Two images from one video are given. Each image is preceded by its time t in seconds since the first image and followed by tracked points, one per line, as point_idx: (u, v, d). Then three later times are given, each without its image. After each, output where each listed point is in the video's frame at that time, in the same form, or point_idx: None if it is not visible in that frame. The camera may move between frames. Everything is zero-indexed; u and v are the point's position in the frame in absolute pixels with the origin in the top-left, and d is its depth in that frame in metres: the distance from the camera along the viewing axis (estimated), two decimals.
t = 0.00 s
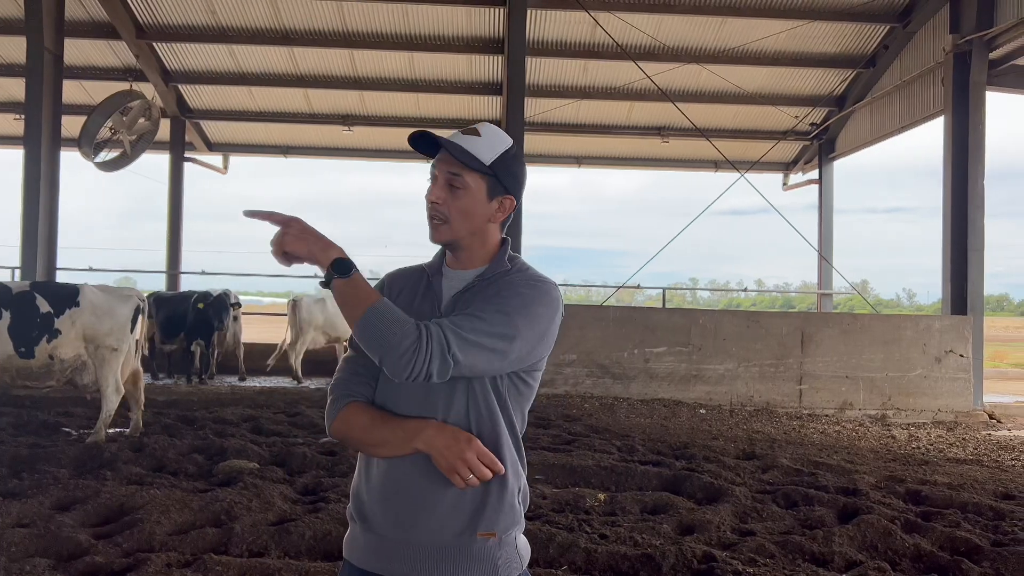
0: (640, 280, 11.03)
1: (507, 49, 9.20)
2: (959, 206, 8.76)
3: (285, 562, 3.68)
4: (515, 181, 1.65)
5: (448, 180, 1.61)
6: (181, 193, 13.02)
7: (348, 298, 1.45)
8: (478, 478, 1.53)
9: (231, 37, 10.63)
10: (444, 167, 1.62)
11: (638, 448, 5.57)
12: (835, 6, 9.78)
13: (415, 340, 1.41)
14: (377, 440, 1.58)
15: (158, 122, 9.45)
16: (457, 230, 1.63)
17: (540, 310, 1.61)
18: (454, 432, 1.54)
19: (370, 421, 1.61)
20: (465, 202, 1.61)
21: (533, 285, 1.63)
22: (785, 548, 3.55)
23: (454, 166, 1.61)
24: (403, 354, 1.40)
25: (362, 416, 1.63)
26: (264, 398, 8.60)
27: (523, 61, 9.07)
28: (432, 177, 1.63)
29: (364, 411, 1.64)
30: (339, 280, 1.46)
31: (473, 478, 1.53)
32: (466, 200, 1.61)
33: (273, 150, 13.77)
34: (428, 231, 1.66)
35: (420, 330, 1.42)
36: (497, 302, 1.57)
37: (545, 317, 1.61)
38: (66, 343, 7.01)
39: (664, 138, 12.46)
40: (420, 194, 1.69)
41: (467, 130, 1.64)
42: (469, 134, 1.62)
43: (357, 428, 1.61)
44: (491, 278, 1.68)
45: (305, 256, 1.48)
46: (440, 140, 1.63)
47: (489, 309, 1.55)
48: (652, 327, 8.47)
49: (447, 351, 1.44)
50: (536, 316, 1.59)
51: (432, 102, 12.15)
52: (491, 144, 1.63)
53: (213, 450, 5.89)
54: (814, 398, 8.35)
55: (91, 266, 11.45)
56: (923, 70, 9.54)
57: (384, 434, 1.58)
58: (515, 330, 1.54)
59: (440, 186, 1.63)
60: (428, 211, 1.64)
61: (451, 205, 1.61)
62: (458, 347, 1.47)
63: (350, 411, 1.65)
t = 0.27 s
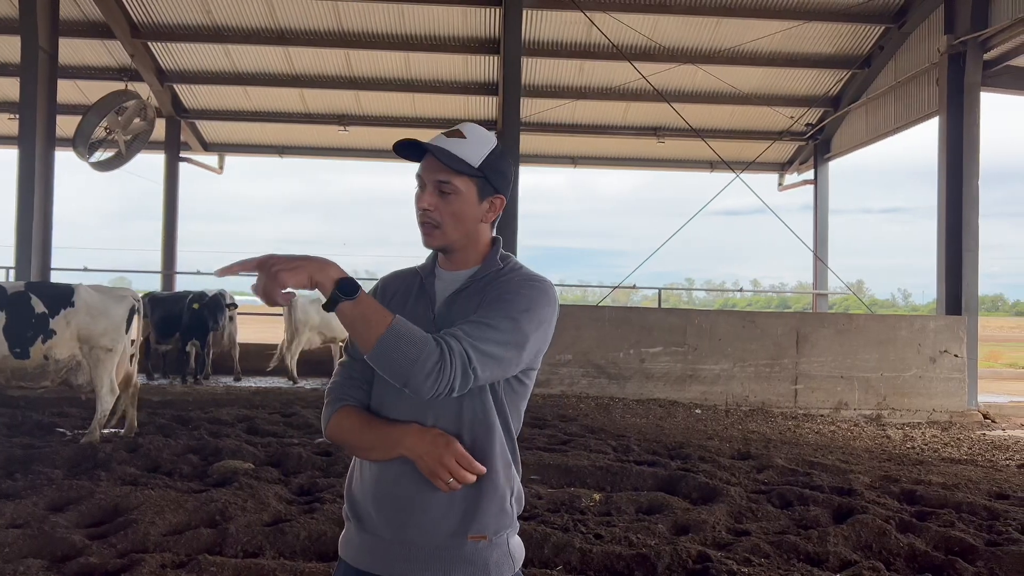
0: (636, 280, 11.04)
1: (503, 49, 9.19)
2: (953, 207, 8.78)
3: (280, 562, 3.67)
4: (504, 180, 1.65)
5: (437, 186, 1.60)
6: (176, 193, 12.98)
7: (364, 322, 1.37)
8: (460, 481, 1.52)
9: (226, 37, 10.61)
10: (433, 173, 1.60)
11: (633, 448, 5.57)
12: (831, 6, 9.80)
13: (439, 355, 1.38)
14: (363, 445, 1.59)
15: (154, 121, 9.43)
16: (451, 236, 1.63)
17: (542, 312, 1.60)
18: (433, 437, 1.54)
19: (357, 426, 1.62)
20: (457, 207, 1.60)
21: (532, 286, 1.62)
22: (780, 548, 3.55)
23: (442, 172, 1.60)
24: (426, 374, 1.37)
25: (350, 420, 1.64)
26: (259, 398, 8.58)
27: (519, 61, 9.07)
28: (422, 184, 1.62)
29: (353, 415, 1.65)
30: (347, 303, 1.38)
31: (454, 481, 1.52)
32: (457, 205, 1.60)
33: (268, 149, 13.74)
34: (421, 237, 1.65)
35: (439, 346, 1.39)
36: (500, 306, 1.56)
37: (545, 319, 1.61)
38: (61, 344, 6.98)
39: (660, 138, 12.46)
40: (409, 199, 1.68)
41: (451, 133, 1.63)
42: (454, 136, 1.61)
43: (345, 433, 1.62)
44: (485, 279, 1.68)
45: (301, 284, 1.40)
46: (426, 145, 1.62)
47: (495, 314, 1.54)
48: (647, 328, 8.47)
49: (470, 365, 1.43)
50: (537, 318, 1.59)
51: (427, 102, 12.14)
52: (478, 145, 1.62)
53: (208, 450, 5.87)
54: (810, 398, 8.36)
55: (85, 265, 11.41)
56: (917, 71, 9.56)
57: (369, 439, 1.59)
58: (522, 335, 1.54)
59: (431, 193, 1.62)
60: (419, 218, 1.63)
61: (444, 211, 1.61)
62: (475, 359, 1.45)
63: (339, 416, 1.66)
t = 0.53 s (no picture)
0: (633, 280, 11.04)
1: (500, 49, 9.19)
2: (950, 207, 8.79)
3: (277, 563, 3.67)
4: (495, 177, 1.64)
5: (429, 187, 1.60)
6: (172, 193, 12.96)
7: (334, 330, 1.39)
8: (462, 485, 1.51)
9: (223, 36, 10.59)
10: (424, 174, 1.60)
11: (631, 448, 5.57)
12: (828, 7, 9.81)
13: (419, 353, 1.38)
14: (361, 449, 1.59)
15: (150, 121, 9.41)
16: (444, 236, 1.62)
17: (534, 310, 1.60)
18: (433, 440, 1.53)
19: (355, 430, 1.61)
20: (449, 207, 1.60)
21: (524, 286, 1.62)
22: (777, 548, 3.55)
23: (433, 172, 1.59)
24: (407, 371, 1.37)
25: (347, 425, 1.63)
26: (256, 398, 8.57)
27: (517, 61, 9.07)
28: (414, 184, 1.62)
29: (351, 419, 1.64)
30: (319, 313, 1.41)
31: (457, 485, 1.51)
32: (450, 205, 1.60)
33: (266, 149, 13.72)
34: (415, 238, 1.65)
35: (420, 344, 1.39)
36: (490, 306, 1.56)
37: (537, 317, 1.61)
38: (58, 344, 6.97)
39: (657, 138, 12.47)
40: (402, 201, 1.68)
41: (441, 132, 1.62)
42: (443, 136, 1.61)
43: (343, 437, 1.62)
44: (478, 278, 1.67)
45: (273, 300, 1.45)
46: (418, 146, 1.62)
47: (484, 314, 1.54)
48: (645, 328, 8.47)
49: (450, 363, 1.42)
50: (528, 316, 1.59)
51: (425, 102, 12.14)
52: (467, 143, 1.61)
53: (205, 451, 5.86)
54: (807, 398, 8.37)
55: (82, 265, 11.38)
56: (914, 72, 9.58)
57: (368, 443, 1.58)
58: (513, 334, 1.54)
59: (423, 194, 1.61)
60: (413, 220, 1.63)
61: (436, 211, 1.60)
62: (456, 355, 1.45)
63: (337, 420, 1.65)
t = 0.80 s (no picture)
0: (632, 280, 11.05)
1: (499, 49, 9.19)
2: (948, 207, 8.80)
3: (276, 563, 3.67)
4: (479, 172, 1.65)
5: (415, 189, 1.60)
6: (171, 193, 12.96)
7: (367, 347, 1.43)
8: (466, 487, 1.52)
9: (222, 36, 10.59)
10: (408, 176, 1.61)
11: (629, 448, 5.58)
12: (826, 7, 9.82)
13: (450, 375, 1.41)
14: (364, 455, 1.60)
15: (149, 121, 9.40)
16: (438, 237, 1.62)
17: (539, 309, 1.61)
18: (436, 444, 1.54)
19: (357, 436, 1.62)
20: (438, 206, 1.61)
21: (527, 284, 1.62)
22: (776, 548, 3.56)
23: (418, 174, 1.60)
24: (437, 393, 1.40)
25: (348, 431, 1.64)
26: (255, 398, 8.57)
27: (515, 62, 9.07)
28: (400, 188, 1.62)
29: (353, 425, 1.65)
30: (352, 333, 1.45)
31: (461, 487, 1.52)
32: (438, 204, 1.60)
33: (264, 149, 13.72)
34: (409, 243, 1.65)
35: (446, 364, 1.42)
36: (497, 310, 1.57)
37: (541, 317, 1.61)
38: (57, 344, 6.97)
39: (656, 138, 12.47)
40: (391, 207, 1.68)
41: (420, 134, 1.64)
42: (423, 137, 1.62)
43: (346, 444, 1.63)
44: (477, 279, 1.68)
45: (305, 318, 1.51)
46: (399, 150, 1.63)
47: (493, 319, 1.54)
48: (644, 328, 8.48)
49: (480, 379, 1.45)
50: (535, 317, 1.59)
51: (423, 103, 12.13)
52: (447, 141, 1.62)
53: (204, 451, 5.86)
54: (805, 398, 8.38)
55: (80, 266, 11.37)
56: (912, 72, 9.59)
57: (371, 449, 1.59)
58: (523, 338, 1.55)
59: (411, 197, 1.62)
60: (404, 224, 1.63)
61: (425, 212, 1.61)
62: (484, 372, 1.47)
63: (338, 426, 1.66)
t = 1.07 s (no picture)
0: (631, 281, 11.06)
1: (498, 50, 9.20)
2: (946, 208, 8.82)
3: (276, 564, 3.67)
4: (466, 166, 1.65)
5: (402, 187, 1.62)
6: (170, 193, 12.95)
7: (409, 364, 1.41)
8: (476, 487, 1.53)
9: (221, 36, 10.59)
10: (395, 176, 1.63)
11: (628, 448, 5.59)
12: (825, 7, 9.83)
13: (492, 386, 1.45)
14: (371, 460, 1.60)
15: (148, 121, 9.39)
16: (429, 233, 1.63)
17: (548, 307, 1.64)
18: (447, 446, 1.54)
19: (362, 441, 1.62)
20: (425, 201, 1.61)
21: (533, 282, 1.65)
22: (775, 548, 3.57)
23: (403, 172, 1.62)
24: (481, 406, 1.43)
25: (352, 437, 1.64)
26: (254, 399, 8.58)
27: (514, 62, 9.07)
28: (388, 187, 1.64)
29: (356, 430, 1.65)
30: (394, 347, 1.40)
31: (472, 488, 1.53)
32: (426, 199, 1.61)
33: (263, 150, 13.72)
34: (402, 242, 1.67)
35: (485, 376, 1.45)
36: (511, 311, 1.59)
37: (549, 314, 1.65)
38: (55, 344, 6.96)
39: (654, 138, 12.48)
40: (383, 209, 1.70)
41: (405, 136, 1.66)
42: (407, 137, 1.65)
43: (352, 450, 1.62)
44: (478, 279, 1.69)
45: (346, 333, 1.42)
46: (386, 152, 1.65)
47: (510, 321, 1.57)
48: (643, 328, 8.49)
49: (515, 383, 1.51)
50: (546, 315, 1.63)
51: (422, 103, 12.13)
52: (431, 138, 1.64)
53: (203, 451, 5.86)
54: (804, 398, 8.39)
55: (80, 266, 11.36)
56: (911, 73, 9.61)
57: (378, 454, 1.59)
58: (540, 338, 1.59)
59: (400, 195, 1.63)
60: (395, 224, 1.65)
61: (414, 209, 1.62)
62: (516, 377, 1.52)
63: (341, 432, 1.65)
